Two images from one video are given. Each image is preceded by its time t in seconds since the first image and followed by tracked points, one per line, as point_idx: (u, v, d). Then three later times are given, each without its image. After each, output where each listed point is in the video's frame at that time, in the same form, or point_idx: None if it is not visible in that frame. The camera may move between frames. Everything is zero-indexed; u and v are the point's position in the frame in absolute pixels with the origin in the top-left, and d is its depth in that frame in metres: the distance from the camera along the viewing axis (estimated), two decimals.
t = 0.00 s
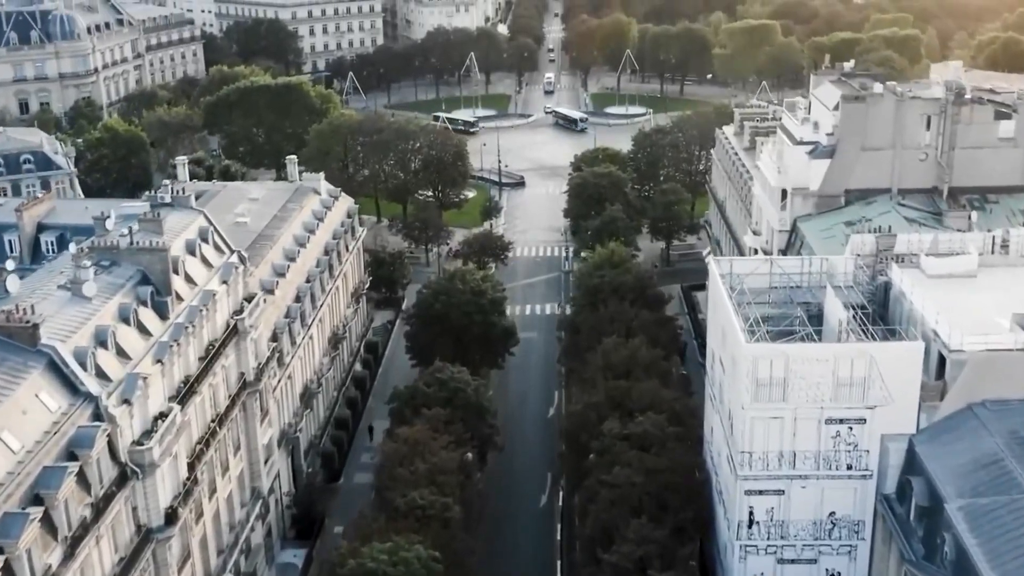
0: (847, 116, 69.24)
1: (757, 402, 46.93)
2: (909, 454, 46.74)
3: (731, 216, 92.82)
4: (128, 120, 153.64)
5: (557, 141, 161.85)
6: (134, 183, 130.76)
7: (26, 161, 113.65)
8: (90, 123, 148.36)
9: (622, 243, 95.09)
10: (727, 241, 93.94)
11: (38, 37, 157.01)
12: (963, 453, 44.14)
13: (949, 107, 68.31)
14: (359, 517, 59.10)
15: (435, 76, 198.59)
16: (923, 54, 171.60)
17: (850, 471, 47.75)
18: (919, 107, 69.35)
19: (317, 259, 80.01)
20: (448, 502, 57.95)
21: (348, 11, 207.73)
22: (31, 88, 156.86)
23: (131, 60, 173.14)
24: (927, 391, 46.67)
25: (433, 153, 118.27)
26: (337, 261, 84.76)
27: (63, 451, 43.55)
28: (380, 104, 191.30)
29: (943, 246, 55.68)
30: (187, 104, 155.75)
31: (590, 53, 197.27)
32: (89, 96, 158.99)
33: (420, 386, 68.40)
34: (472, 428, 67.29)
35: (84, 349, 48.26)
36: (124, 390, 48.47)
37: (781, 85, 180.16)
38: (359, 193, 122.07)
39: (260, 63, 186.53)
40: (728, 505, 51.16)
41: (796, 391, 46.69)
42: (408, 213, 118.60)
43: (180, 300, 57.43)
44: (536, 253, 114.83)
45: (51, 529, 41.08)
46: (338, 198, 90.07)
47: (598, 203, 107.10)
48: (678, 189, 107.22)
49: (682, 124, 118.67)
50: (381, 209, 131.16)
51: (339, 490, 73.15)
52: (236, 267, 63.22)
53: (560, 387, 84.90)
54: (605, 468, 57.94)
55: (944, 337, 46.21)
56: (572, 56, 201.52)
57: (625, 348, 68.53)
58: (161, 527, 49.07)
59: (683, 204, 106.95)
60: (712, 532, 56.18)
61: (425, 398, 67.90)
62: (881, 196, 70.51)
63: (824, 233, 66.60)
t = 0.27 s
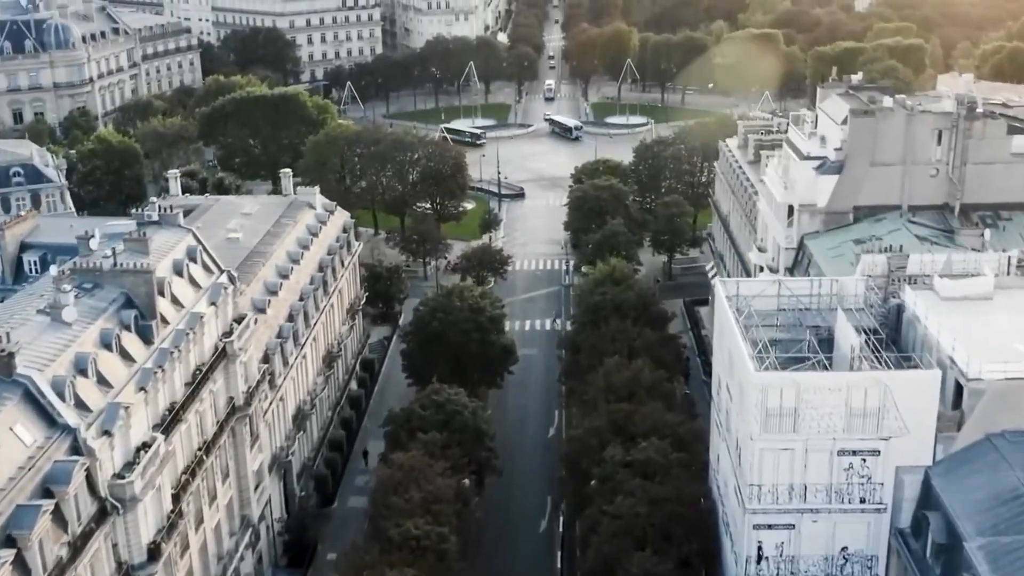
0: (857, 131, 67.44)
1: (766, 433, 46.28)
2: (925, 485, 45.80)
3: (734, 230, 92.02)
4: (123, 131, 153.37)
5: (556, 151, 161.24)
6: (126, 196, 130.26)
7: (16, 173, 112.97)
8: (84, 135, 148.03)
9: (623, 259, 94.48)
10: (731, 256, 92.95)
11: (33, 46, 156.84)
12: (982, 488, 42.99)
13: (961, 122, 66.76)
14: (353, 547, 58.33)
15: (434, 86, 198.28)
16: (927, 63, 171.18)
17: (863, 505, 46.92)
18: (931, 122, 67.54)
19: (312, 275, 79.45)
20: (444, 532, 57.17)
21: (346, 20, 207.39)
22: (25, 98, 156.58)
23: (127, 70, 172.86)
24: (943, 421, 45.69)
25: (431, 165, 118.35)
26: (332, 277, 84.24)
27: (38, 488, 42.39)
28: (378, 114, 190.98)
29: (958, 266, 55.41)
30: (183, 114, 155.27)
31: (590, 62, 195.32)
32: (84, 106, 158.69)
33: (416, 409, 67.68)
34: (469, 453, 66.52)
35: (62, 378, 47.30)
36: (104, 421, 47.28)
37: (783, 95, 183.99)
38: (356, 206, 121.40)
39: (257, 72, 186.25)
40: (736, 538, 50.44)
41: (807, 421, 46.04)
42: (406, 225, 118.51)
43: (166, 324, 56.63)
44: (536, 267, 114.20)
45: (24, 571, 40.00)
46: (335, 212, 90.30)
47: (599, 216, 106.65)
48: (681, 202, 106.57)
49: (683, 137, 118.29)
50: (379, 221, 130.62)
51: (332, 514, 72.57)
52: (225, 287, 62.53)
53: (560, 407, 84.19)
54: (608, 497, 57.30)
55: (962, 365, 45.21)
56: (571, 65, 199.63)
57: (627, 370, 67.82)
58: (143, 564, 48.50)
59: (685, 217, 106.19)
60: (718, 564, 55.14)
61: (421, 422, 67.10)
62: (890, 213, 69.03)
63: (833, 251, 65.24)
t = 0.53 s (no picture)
0: (865, 143, 65.92)
1: (775, 464, 45.49)
2: (941, 517, 45.15)
3: (738, 242, 91.36)
4: (118, 141, 153.08)
5: (555, 161, 160.84)
6: (118, 208, 129.65)
7: (7, 185, 112.52)
8: (78, 145, 147.81)
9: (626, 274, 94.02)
10: (735, 270, 92.22)
11: (27, 55, 156.62)
12: (1000, 521, 42.22)
13: (972, 135, 65.50)
14: None
15: (433, 95, 198.01)
16: (931, 72, 171.16)
17: (876, 537, 46.23)
18: (941, 135, 66.25)
19: (306, 291, 78.83)
20: (442, 560, 56.43)
21: (345, 28, 207.18)
22: (20, 107, 156.39)
23: (123, 78, 172.69)
24: (960, 450, 44.94)
25: (430, 175, 117.87)
26: (327, 293, 83.75)
27: (13, 524, 41.16)
28: (376, 123, 190.79)
29: (972, 285, 53.66)
30: (178, 123, 154.85)
31: (591, 71, 194.60)
32: (79, 115, 158.46)
33: (412, 431, 67.02)
34: (466, 476, 65.87)
35: (40, 407, 46.20)
36: (84, 451, 46.40)
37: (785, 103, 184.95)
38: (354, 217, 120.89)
39: (255, 81, 185.98)
40: (744, 570, 49.82)
41: (818, 451, 45.23)
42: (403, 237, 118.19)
43: (152, 346, 55.80)
44: (536, 278, 113.74)
45: None
46: (330, 225, 90.04)
47: (600, 228, 106.25)
48: (682, 213, 106.17)
49: (685, 146, 117.41)
50: (377, 232, 130.12)
51: (325, 538, 72.12)
52: (215, 307, 61.77)
53: (560, 425, 83.64)
54: (609, 525, 56.77)
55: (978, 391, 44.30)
56: (572, 73, 199.06)
57: (630, 391, 67.15)
58: None
59: (687, 229, 105.70)
60: None
61: (417, 444, 66.39)
62: (900, 228, 67.73)
63: (841, 268, 63.98)
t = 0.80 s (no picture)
0: (875, 158, 65.19)
1: (786, 499, 44.59)
2: (961, 553, 44.25)
3: (742, 256, 90.76)
4: (113, 151, 152.60)
5: (555, 171, 160.39)
6: (110, 220, 128.65)
7: None
8: (73, 155, 147.34)
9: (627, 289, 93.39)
10: (739, 285, 91.56)
11: (21, 63, 156.11)
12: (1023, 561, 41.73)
13: (985, 150, 64.76)
14: None
15: (432, 104, 197.75)
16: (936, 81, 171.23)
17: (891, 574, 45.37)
18: (953, 149, 65.52)
19: (299, 309, 78.14)
20: None
21: (344, 36, 207.18)
22: (14, 116, 155.98)
23: (119, 87, 172.40)
24: (979, 485, 43.98)
25: (428, 187, 117.19)
26: (322, 311, 83.17)
27: None
28: (375, 132, 190.37)
29: (989, 308, 53.33)
30: (174, 133, 154.35)
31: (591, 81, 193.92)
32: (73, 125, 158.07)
33: (407, 455, 66.33)
34: (464, 503, 65.22)
35: (16, 441, 45.41)
36: (60, 486, 45.61)
37: (787, 111, 186.81)
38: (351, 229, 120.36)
39: (252, 89, 185.44)
40: None
41: (831, 486, 44.24)
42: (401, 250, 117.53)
43: (134, 372, 55.14)
44: (535, 292, 113.16)
45: None
46: (324, 239, 89.45)
47: (600, 241, 105.57)
48: (685, 226, 105.53)
49: (687, 157, 116.92)
50: (374, 244, 129.63)
51: (317, 564, 70.81)
52: (202, 329, 61.12)
53: (560, 446, 82.97)
54: (612, 556, 55.84)
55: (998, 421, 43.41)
56: (572, 82, 199.38)
57: (632, 414, 66.38)
58: None
59: (689, 241, 105.01)
60: None
61: (413, 469, 65.68)
62: (912, 245, 67.00)
63: (850, 286, 63.40)
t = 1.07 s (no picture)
0: (885, 173, 64.52)
1: (797, 538, 43.42)
2: None
3: (746, 271, 90.17)
4: (107, 162, 152.17)
5: (555, 181, 159.88)
6: (102, 233, 128.07)
7: None
8: (66, 165, 146.86)
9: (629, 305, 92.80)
10: (743, 300, 90.85)
11: (15, 72, 155.85)
12: None
13: (999, 165, 63.77)
14: None
15: (431, 112, 197.37)
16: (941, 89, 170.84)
17: None
18: (966, 164, 64.67)
19: (291, 327, 77.55)
20: None
21: (342, 45, 206.94)
22: (8, 126, 155.62)
23: (114, 97, 172.05)
24: (1002, 522, 43.75)
25: (426, 199, 116.74)
26: (316, 328, 82.63)
27: None
28: (373, 141, 189.85)
29: (1006, 331, 52.77)
30: (170, 143, 153.73)
31: (591, 89, 195.79)
32: (67, 135, 157.77)
33: (402, 482, 65.60)
34: (460, 531, 64.66)
35: None
36: (33, 523, 44.53)
37: (788, 121, 186.74)
38: (347, 240, 119.84)
39: (249, 98, 184.74)
40: None
41: (846, 524, 43.00)
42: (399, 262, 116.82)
43: (115, 401, 54.35)
44: (535, 306, 112.51)
45: None
46: (318, 255, 88.95)
47: (601, 254, 104.97)
48: (688, 239, 104.69)
49: (689, 168, 116.32)
50: (372, 256, 129.14)
51: None
52: (187, 353, 60.55)
53: (560, 467, 82.18)
54: None
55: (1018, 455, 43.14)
56: (572, 91, 199.08)
57: (635, 438, 65.70)
58: None
59: (692, 254, 104.21)
60: None
61: (409, 496, 64.93)
62: (924, 263, 66.31)
63: (861, 307, 62.87)
